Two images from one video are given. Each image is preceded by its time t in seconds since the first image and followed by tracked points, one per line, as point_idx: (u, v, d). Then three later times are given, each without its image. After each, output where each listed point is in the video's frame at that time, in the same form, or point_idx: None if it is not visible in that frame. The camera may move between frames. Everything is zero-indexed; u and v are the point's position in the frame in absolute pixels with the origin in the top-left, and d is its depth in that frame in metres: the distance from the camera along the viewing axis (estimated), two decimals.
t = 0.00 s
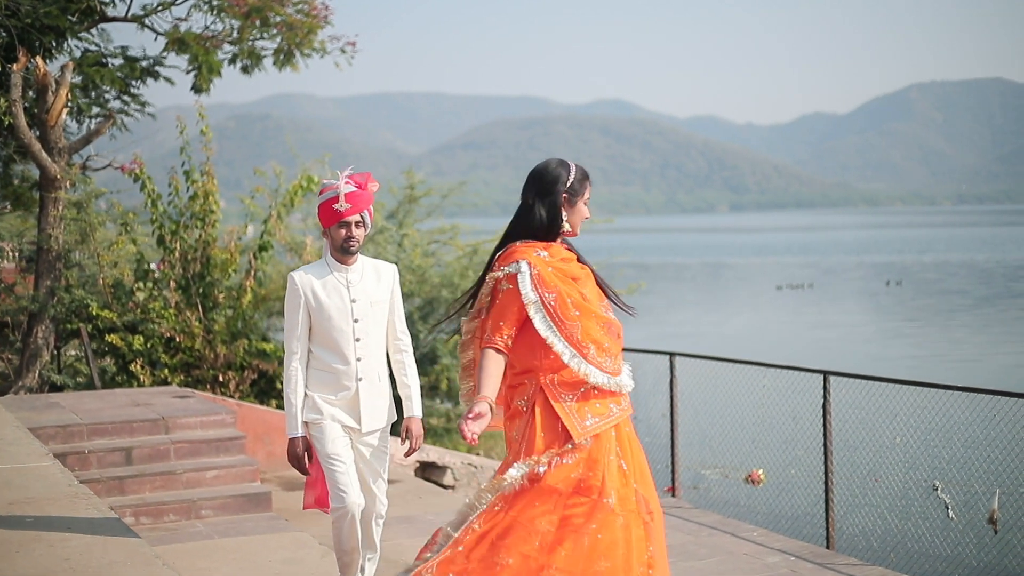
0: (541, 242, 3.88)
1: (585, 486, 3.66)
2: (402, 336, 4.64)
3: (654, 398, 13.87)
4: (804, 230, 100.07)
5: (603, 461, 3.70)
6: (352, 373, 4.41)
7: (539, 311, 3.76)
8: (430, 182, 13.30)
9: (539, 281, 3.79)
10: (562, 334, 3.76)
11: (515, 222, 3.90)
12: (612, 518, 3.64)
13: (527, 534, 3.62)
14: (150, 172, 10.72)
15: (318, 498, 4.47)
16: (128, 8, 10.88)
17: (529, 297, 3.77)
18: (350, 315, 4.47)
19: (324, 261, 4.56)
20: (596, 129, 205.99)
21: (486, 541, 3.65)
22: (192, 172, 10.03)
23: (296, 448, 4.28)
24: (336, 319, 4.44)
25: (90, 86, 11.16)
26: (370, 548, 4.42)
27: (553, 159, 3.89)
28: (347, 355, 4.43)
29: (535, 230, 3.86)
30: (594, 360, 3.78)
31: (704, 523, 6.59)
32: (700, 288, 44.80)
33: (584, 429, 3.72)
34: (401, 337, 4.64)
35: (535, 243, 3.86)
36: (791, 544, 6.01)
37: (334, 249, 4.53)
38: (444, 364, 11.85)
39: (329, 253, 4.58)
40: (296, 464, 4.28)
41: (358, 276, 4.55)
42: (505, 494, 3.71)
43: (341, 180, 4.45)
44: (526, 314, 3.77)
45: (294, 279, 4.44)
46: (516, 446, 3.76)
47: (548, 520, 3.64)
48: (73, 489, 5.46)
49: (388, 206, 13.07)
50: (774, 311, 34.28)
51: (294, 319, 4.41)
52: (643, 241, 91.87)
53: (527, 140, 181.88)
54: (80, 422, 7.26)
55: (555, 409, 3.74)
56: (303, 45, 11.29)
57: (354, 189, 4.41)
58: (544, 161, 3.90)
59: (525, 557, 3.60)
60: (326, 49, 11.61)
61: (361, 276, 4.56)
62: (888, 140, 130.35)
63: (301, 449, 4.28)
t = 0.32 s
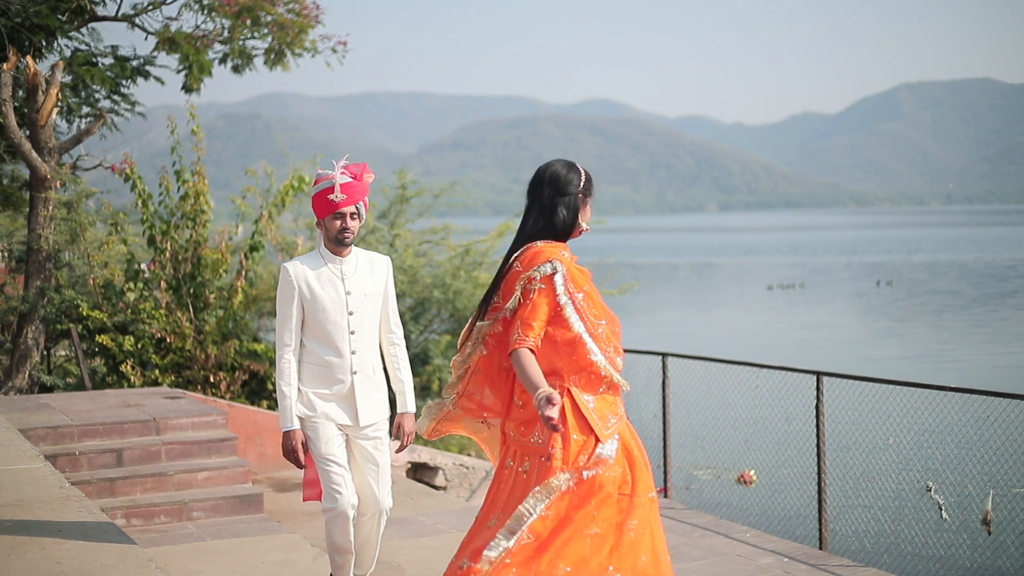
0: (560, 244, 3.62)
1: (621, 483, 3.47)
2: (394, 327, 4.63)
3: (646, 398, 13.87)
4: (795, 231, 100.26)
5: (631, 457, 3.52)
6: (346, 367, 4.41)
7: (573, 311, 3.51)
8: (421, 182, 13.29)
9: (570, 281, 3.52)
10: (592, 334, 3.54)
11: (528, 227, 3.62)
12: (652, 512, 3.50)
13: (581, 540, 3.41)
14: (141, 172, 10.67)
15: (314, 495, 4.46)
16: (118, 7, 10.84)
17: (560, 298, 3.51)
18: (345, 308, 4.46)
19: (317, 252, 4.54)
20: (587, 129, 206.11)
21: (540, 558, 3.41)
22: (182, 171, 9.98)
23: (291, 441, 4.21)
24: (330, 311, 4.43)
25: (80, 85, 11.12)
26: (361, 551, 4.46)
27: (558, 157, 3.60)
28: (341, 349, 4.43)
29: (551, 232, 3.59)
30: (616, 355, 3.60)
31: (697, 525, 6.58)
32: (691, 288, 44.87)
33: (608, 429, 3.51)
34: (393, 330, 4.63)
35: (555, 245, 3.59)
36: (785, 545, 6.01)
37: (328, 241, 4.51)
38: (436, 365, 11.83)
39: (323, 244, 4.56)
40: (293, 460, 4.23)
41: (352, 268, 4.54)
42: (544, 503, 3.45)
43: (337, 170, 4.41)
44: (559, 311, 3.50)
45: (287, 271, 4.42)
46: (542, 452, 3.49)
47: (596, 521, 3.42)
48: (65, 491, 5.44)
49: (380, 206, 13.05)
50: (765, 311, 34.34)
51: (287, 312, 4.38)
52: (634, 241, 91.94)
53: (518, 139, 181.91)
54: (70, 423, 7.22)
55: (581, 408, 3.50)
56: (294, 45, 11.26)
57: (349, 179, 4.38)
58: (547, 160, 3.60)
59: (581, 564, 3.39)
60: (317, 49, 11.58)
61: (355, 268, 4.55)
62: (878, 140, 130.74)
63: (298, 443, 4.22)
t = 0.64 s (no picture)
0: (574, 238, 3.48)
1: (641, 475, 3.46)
2: (388, 319, 4.67)
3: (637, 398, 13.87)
4: (783, 231, 100.46)
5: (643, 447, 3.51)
6: (340, 361, 4.46)
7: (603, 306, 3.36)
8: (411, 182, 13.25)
9: (600, 273, 3.36)
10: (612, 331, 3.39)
11: (542, 225, 3.42)
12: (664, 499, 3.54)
13: (620, 536, 3.37)
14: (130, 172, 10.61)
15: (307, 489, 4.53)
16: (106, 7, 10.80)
17: (592, 293, 3.34)
18: (339, 302, 4.49)
19: (310, 245, 4.55)
20: (576, 129, 206.27)
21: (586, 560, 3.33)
22: (172, 172, 9.90)
23: (286, 435, 4.23)
24: (323, 304, 4.46)
25: (68, 85, 11.07)
26: (352, 552, 4.47)
27: (558, 154, 3.49)
28: (335, 342, 4.47)
29: (567, 227, 3.45)
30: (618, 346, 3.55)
31: (690, 526, 6.57)
32: (680, 288, 44.93)
33: (624, 422, 3.47)
34: (386, 323, 4.67)
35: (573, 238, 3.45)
36: (777, 547, 6.01)
37: (321, 234, 4.52)
38: (425, 365, 11.79)
39: (316, 237, 4.57)
40: (288, 454, 4.24)
41: (346, 260, 4.56)
42: (577, 502, 3.37)
43: (333, 163, 4.43)
44: (590, 306, 3.33)
45: (281, 262, 4.41)
46: (568, 452, 3.35)
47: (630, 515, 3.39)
48: (54, 494, 5.40)
49: (370, 206, 13.01)
50: (755, 312, 34.40)
51: (281, 305, 4.38)
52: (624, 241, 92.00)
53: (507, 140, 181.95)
54: (59, 424, 7.19)
55: (601, 402, 3.41)
56: (283, 45, 11.22)
57: (345, 172, 4.39)
58: (547, 158, 3.48)
59: (624, 560, 3.35)
60: (307, 49, 11.55)
61: (349, 261, 4.58)
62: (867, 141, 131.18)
63: (293, 436, 4.24)
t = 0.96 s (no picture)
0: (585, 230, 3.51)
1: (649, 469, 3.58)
2: (387, 314, 4.66)
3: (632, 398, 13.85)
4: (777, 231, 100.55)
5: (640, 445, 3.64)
6: (339, 356, 4.45)
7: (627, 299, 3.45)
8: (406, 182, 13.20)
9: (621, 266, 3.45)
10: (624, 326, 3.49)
11: (563, 221, 3.42)
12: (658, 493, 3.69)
13: (656, 523, 3.45)
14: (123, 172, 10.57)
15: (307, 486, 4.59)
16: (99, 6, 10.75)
17: (622, 288, 3.39)
18: (339, 297, 4.47)
19: (309, 240, 4.54)
20: (570, 129, 206.32)
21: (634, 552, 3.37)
22: (165, 171, 9.86)
23: (284, 432, 4.23)
24: (323, 299, 4.44)
25: (61, 85, 11.03)
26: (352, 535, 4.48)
27: (559, 149, 3.50)
28: (334, 338, 4.46)
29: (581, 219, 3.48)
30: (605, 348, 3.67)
31: (686, 527, 6.56)
32: (674, 288, 44.94)
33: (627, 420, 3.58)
34: (385, 318, 4.66)
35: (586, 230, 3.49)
36: (774, 548, 6.00)
37: (320, 229, 4.50)
38: (420, 366, 11.70)
39: (315, 232, 4.55)
40: (287, 451, 4.23)
41: (346, 255, 4.54)
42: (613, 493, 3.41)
43: (333, 157, 4.41)
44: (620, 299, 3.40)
45: (279, 256, 4.40)
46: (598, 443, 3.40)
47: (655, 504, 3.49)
48: (49, 495, 5.39)
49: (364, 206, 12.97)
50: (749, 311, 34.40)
51: (278, 300, 4.37)
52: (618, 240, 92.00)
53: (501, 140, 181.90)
54: (53, 425, 7.15)
55: (617, 395, 3.51)
56: (276, 44, 11.19)
57: (345, 168, 4.38)
58: (547, 154, 3.49)
59: (660, 546, 3.44)
60: (301, 48, 11.51)
61: (348, 255, 4.56)
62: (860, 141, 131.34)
63: (292, 432, 4.24)
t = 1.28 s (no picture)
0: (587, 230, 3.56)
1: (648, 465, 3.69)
2: (384, 314, 4.66)
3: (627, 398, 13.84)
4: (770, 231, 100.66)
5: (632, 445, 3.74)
6: (338, 357, 4.44)
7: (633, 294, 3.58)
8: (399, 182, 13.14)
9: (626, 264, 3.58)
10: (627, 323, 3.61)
11: (579, 222, 3.42)
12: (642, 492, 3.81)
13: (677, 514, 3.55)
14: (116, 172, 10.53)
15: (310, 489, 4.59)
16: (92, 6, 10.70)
17: (634, 284, 3.53)
18: (339, 296, 4.46)
19: (308, 239, 4.52)
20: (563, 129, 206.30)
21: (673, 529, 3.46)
22: (159, 172, 9.80)
23: (285, 434, 4.21)
24: (323, 299, 4.42)
25: (54, 85, 10.99)
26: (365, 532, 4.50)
27: (559, 148, 3.51)
28: (334, 338, 4.45)
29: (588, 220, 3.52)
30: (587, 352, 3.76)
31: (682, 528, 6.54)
32: (667, 288, 44.98)
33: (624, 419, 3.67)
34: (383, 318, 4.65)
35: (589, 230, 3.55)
36: (769, 548, 6.01)
37: (320, 227, 4.49)
38: (414, 366, 11.67)
39: (313, 231, 4.54)
40: (289, 453, 4.22)
41: (346, 254, 4.54)
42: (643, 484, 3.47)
43: (335, 155, 4.41)
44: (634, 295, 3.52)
45: (279, 254, 4.38)
46: (624, 437, 3.47)
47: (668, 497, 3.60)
48: (42, 498, 5.36)
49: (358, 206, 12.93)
50: (742, 312, 34.42)
51: (276, 299, 4.35)
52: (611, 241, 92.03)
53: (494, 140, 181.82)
54: (46, 426, 7.12)
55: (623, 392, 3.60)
56: (269, 44, 11.16)
57: (346, 166, 4.37)
58: (552, 152, 3.49)
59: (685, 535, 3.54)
60: (294, 48, 11.48)
61: (348, 254, 4.55)
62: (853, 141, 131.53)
63: (293, 433, 4.22)
